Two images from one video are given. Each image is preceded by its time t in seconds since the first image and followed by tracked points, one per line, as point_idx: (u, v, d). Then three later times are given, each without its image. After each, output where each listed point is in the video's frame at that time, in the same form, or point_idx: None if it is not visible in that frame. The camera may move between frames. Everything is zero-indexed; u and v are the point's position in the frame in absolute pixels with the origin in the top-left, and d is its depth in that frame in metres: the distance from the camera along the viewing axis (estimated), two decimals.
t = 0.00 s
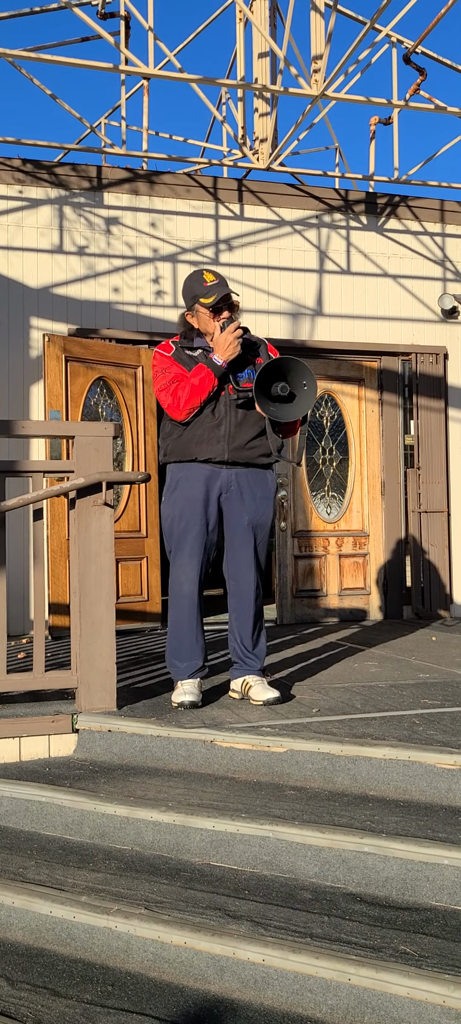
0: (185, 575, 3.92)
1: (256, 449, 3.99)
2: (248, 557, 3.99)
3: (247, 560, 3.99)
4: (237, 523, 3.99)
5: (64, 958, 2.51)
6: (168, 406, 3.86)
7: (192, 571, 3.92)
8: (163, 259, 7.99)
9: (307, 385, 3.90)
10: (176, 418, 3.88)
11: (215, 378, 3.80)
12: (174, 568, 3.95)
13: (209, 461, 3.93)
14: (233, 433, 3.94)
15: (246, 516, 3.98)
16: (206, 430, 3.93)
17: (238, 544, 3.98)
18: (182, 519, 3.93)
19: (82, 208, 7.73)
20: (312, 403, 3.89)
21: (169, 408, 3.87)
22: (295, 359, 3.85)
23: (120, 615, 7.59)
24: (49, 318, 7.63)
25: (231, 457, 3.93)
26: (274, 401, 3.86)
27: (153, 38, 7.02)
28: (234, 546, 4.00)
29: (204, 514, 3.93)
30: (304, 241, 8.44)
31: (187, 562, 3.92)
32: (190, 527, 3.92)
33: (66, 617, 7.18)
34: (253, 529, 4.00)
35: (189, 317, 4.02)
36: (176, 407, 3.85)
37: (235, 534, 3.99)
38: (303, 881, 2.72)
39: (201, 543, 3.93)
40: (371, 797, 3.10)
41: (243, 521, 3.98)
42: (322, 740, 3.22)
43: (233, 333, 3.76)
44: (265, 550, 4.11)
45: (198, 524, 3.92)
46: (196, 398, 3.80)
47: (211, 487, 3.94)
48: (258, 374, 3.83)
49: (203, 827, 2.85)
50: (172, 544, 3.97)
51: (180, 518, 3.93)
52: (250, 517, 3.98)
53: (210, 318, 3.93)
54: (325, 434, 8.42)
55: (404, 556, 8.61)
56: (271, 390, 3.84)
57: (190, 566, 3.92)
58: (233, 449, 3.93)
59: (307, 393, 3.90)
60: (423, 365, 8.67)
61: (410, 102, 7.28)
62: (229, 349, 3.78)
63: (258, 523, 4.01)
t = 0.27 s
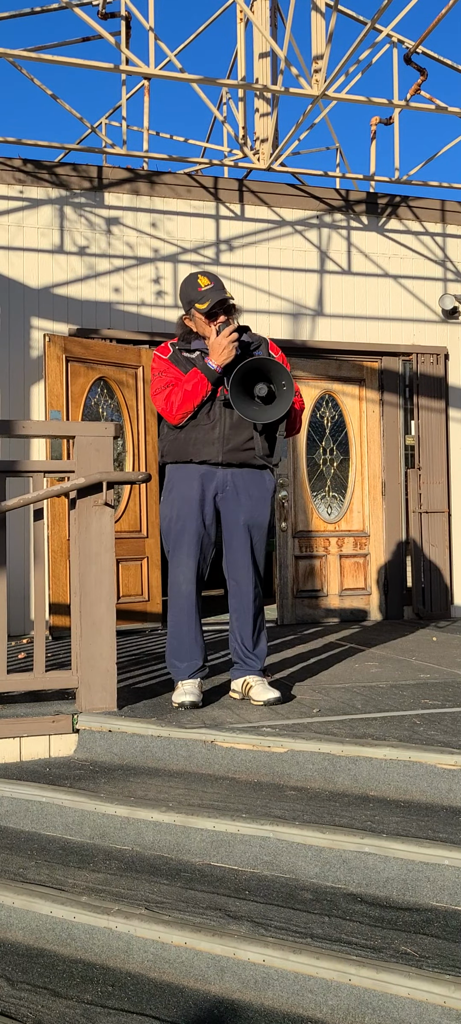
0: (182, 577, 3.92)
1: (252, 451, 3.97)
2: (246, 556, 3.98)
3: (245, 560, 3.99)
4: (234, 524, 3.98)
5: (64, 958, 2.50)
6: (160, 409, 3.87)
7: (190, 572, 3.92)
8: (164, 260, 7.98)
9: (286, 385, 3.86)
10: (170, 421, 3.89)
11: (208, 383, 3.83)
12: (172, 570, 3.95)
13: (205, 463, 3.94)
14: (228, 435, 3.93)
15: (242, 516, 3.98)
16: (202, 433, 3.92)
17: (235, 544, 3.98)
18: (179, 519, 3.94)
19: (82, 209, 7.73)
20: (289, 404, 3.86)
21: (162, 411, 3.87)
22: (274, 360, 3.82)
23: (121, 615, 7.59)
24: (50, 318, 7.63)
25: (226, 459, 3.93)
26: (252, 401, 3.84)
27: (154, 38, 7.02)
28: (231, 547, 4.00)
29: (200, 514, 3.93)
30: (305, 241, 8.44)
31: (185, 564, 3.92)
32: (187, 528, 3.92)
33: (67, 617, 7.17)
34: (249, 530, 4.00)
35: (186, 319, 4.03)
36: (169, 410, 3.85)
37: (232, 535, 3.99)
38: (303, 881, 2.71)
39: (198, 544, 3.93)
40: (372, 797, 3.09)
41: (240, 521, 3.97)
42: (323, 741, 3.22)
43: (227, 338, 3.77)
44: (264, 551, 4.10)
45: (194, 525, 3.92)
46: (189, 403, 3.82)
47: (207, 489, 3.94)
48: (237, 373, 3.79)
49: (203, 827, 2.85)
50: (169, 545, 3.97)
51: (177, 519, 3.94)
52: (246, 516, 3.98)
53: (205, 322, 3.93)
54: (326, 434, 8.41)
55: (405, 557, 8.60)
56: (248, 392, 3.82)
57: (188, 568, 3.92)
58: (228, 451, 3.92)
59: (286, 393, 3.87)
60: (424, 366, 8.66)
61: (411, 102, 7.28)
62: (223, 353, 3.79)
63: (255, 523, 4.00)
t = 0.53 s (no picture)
0: (182, 577, 3.93)
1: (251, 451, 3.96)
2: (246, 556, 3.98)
3: (246, 560, 3.98)
4: (233, 524, 3.98)
5: (65, 958, 2.50)
6: (158, 410, 3.87)
7: (190, 572, 3.92)
8: (165, 260, 7.99)
9: (264, 384, 3.75)
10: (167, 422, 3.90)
11: (204, 384, 3.86)
12: (172, 570, 3.95)
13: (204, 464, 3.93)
14: (226, 435, 3.90)
15: (242, 515, 3.97)
16: (200, 433, 3.91)
17: (235, 544, 3.98)
18: (179, 520, 3.94)
19: (83, 209, 7.73)
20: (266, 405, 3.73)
21: (159, 412, 3.88)
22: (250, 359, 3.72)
23: (121, 616, 7.59)
24: (51, 319, 7.63)
25: (224, 459, 3.92)
26: (228, 399, 3.75)
27: (155, 38, 7.02)
28: (231, 546, 4.00)
29: (199, 514, 3.93)
30: (306, 242, 8.44)
31: (184, 564, 3.93)
32: (186, 529, 3.93)
33: (67, 618, 7.17)
34: (249, 529, 3.99)
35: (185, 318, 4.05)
36: (166, 412, 3.86)
37: (232, 536, 3.99)
38: (304, 882, 2.71)
39: (198, 545, 3.93)
40: (373, 798, 3.09)
41: (240, 521, 3.97)
42: (324, 741, 3.22)
43: (223, 339, 3.79)
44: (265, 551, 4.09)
45: (193, 525, 3.92)
46: (185, 405, 3.83)
47: (206, 489, 3.94)
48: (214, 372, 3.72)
49: (204, 827, 2.85)
50: (169, 545, 3.98)
51: (176, 519, 3.94)
52: (246, 516, 3.97)
53: (202, 321, 3.93)
54: (327, 435, 8.41)
55: (406, 558, 8.59)
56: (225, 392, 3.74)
57: (187, 568, 3.92)
58: (226, 451, 3.91)
59: (264, 393, 3.75)
60: (425, 366, 8.66)
61: (411, 102, 7.27)
62: (220, 354, 3.81)
63: (256, 523, 4.00)
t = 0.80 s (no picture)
0: (184, 578, 3.93)
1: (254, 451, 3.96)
2: (249, 556, 3.98)
3: (248, 560, 3.98)
4: (236, 525, 3.98)
5: (66, 959, 2.50)
6: (160, 410, 3.87)
7: (192, 572, 3.92)
8: (166, 261, 7.99)
9: (273, 384, 3.79)
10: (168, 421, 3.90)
11: (205, 383, 3.85)
12: (174, 571, 3.96)
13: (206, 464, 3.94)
14: (228, 436, 3.91)
15: (245, 516, 3.97)
16: (203, 433, 3.92)
17: (237, 544, 3.98)
18: (181, 519, 3.95)
19: (85, 210, 7.74)
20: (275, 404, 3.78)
21: (161, 412, 3.88)
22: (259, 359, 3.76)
23: (122, 616, 7.60)
24: (52, 319, 7.64)
25: (227, 459, 3.92)
26: (236, 399, 3.78)
27: (156, 39, 7.03)
28: (234, 546, 4.00)
29: (202, 514, 3.94)
30: (307, 242, 8.44)
31: (186, 565, 3.93)
32: (188, 530, 3.93)
33: (68, 618, 7.18)
34: (251, 530, 3.99)
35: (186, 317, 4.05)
36: (168, 412, 3.85)
37: (234, 536, 3.99)
38: (305, 882, 2.71)
39: (200, 545, 3.93)
40: (373, 798, 3.09)
41: (242, 521, 3.97)
42: (325, 741, 3.22)
43: (224, 339, 3.80)
44: (267, 551, 4.08)
45: (196, 524, 3.92)
46: (187, 405, 3.82)
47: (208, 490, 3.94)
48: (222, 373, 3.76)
49: (205, 827, 2.85)
50: (171, 545, 3.98)
51: (179, 519, 3.95)
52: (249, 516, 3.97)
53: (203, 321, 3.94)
54: (328, 435, 8.41)
55: (407, 558, 8.59)
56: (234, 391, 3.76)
57: (189, 568, 3.92)
58: (229, 451, 3.91)
59: (273, 393, 3.79)
60: (426, 367, 8.66)
61: (413, 102, 7.27)
62: (221, 354, 3.82)
63: (258, 523, 4.00)
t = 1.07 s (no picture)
0: (187, 578, 3.93)
1: (260, 451, 3.97)
2: (252, 556, 3.98)
3: (251, 560, 3.99)
4: (240, 525, 3.99)
5: (67, 959, 2.51)
6: (167, 408, 3.86)
7: (195, 571, 3.92)
8: (167, 261, 7.99)
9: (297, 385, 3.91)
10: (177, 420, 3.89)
11: (214, 382, 3.82)
12: (177, 570, 3.95)
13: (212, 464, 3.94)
14: (234, 436, 3.93)
15: (249, 516, 3.98)
16: (209, 433, 3.92)
17: (241, 545, 3.99)
18: (186, 520, 3.94)
19: (86, 210, 7.74)
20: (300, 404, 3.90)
21: (169, 410, 3.87)
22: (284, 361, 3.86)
23: (123, 616, 7.60)
24: (53, 319, 7.64)
25: (233, 459, 3.93)
26: (261, 401, 3.87)
27: (157, 40, 7.03)
28: (237, 547, 4.01)
29: (207, 515, 3.93)
30: (308, 242, 8.44)
31: (190, 565, 3.93)
32: (193, 529, 3.93)
33: (69, 618, 7.18)
34: (255, 531, 4.00)
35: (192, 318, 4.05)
36: (176, 410, 3.85)
37: (238, 536, 4.00)
38: (305, 883, 2.72)
39: (204, 545, 3.93)
40: (373, 799, 3.09)
41: (247, 522, 3.98)
42: (325, 741, 3.22)
43: (233, 337, 3.79)
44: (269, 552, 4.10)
45: (200, 525, 3.92)
46: (196, 402, 3.81)
47: (214, 490, 3.94)
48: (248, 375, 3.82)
49: (205, 827, 2.85)
50: (175, 545, 3.98)
51: (184, 519, 3.94)
52: (253, 517, 3.99)
53: (210, 321, 3.92)
54: (329, 436, 8.41)
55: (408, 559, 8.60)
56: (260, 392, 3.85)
57: (193, 568, 3.92)
58: (235, 451, 3.92)
59: (298, 393, 3.91)
60: (427, 367, 8.66)
61: (414, 103, 7.27)
62: (230, 352, 3.81)
63: (262, 524, 4.01)
